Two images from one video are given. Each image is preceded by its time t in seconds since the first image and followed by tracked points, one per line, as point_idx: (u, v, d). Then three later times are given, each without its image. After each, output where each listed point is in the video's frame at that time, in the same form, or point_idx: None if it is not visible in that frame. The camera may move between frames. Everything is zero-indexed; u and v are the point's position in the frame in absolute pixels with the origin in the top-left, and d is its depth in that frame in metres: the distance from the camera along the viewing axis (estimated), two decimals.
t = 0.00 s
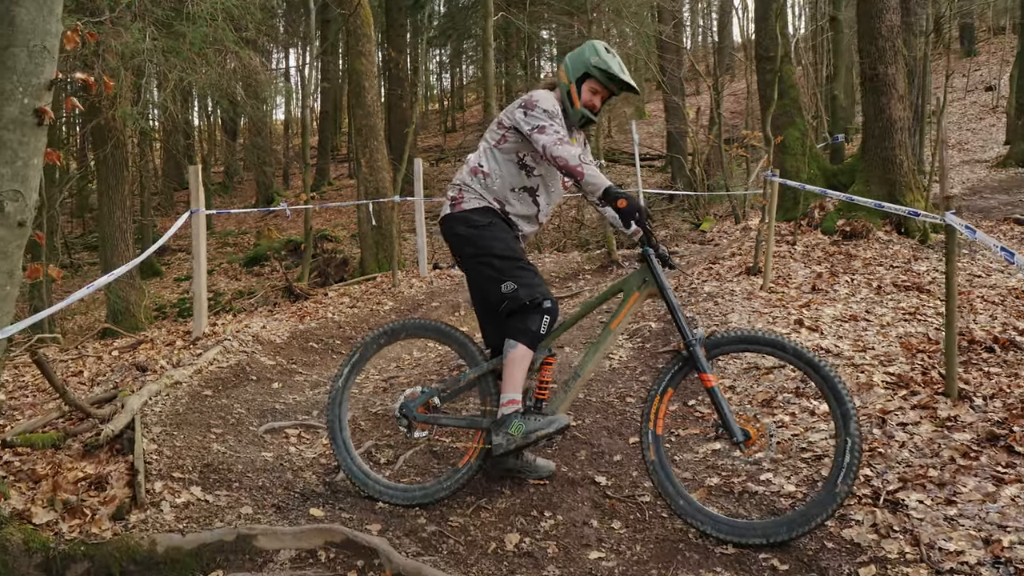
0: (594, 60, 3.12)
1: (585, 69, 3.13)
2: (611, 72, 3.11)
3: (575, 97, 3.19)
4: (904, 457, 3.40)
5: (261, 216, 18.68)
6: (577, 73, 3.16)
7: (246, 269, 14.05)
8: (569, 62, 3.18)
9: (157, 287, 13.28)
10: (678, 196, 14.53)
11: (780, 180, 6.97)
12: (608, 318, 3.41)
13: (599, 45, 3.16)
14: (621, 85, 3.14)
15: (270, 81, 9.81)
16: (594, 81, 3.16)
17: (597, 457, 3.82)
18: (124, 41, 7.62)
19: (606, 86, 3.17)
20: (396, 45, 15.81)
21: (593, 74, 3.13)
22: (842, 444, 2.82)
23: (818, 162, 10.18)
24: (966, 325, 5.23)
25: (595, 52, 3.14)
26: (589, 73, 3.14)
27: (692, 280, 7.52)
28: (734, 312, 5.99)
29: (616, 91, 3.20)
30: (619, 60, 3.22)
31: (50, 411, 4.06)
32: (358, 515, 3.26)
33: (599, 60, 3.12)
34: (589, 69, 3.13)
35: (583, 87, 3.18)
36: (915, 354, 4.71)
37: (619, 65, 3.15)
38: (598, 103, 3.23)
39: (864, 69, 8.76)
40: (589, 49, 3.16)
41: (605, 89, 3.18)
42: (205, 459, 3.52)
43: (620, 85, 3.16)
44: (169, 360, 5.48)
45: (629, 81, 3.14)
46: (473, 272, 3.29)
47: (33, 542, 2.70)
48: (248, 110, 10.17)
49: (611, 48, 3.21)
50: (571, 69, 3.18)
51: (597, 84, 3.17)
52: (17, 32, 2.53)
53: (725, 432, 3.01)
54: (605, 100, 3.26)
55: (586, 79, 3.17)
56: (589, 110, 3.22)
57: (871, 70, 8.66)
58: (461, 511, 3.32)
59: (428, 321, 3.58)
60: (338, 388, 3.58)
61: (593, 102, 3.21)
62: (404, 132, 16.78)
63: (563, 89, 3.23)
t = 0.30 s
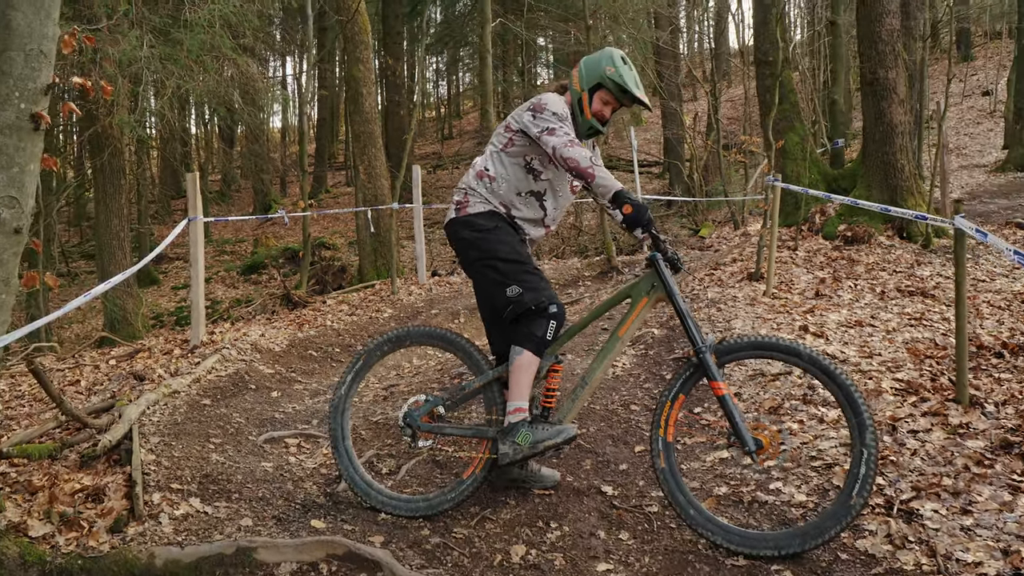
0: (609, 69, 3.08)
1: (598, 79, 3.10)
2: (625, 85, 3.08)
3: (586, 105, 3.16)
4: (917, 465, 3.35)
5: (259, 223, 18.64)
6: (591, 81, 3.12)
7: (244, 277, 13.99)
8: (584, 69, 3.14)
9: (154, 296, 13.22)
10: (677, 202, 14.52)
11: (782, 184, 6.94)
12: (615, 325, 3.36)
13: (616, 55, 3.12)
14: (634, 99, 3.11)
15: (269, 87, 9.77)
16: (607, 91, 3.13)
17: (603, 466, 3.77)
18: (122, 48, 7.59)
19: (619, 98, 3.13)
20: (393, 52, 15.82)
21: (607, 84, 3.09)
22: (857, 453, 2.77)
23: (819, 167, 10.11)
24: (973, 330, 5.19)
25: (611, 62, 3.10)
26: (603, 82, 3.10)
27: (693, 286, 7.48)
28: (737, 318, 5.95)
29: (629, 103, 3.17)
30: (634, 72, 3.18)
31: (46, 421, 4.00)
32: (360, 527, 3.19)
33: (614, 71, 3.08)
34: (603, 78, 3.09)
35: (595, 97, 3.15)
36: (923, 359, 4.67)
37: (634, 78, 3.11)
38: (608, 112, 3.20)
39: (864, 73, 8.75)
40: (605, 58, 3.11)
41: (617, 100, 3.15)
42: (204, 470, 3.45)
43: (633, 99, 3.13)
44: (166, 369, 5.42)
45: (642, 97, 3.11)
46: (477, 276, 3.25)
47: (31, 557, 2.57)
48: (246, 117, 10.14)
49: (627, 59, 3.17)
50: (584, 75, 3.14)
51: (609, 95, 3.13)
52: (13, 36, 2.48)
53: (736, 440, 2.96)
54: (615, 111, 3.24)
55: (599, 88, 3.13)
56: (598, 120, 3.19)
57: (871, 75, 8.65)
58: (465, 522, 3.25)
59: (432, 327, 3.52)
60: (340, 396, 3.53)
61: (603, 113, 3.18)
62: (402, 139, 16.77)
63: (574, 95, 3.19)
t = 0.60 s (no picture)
0: (625, 68, 3.06)
1: (615, 77, 3.07)
2: (642, 84, 3.04)
3: (602, 105, 3.12)
4: (930, 485, 3.29)
5: (266, 226, 18.66)
6: (607, 81, 3.09)
7: (250, 279, 14.00)
8: (599, 67, 3.11)
9: (159, 297, 13.23)
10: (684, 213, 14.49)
11: (793, 197, 6.89)
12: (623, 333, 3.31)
13: (632, 53, 3.09)
14: (650, 97, 3.08)
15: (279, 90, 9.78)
16: (623, 90, 3.09)
17: (609, 478, 3.72)
18: (132, 49, 7.61)
19: (635, 97, 3.10)
20: (402, 58, 15.85)
21: (623, 82, 3.06)
22: (870, 472, 2.72)
23: (829, 180, 10.10)
24: (986, 348, 5.13)
25: (627, 60, 3.07)
26: (619, 81, 3.07)
27: (701, 297, 7.43)
28: (745, 330, 5.89)
29: (646, 103, 3.13)
30: (651, 70, 3.15)
31: (47, 420, 3.97)
32: (361, 534, 3.15)
33: (631, 69, 3.05)
34: (620, 77, 3.06)
35: (611, 96, 3.12)
36: (935, 377, 4.60)
37: (651, 76, 3.08)
38: (624, 112, 3.17)
39: (877, 87, 8.71)
40: (621, 56, 3.09)
41: (634, 99, 3.12)
42: (205, 473, 3.41)
43: (650, 98, 3.09)
44: (169, 370, 5.39)
45: (660, 95, 3.07)
46: (487, 282, 3.22)
47: (29, 558, 2.49)
48: (254, 120, 10.15)
49: (644, 56, 3.14)
50: (600, 74, 3.11)
51: (626, 94, 3.10)
52: (21, 30, 2.46)
53: (746, 456, 2.91)
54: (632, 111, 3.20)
55: (615, 87, 3.10)
56: (615, 119, 3.16)
57: (884, 88, 8.60)
58: (468, 532, 3.21)
59: (437, 333, 3.48)
60: (342, 401, 3.48)
61: (619, 112, 3.14)
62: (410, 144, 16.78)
63: (590, 95, 3.16)
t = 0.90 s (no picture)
0: (644, 60, 3.01)
1: (633, 69, 3.02)
2: (661, 79, 2.99)
3: (618, 97, 3.07)
4: (937, 499, 3.22)
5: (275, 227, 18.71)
6: (624, 73, 3.04)
7: (259, 279, 14.03)
8: (617, 59, 3.06)
9: (168, 295, 13.29)
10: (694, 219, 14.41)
11: (803, 204, 6.82)
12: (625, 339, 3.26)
13: (652, 45, 3.05)
14: (669, 92, 3.03)
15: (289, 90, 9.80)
16: (640, 83, 3.04)
17: (609, 486, 3.67)
18: (142, 48, 7.65)
19: (653, 91, 3.05)
20: (415, 60, 15.88)
21: (641, 75, 3.01)
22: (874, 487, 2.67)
23: (841, 188, 10.01)
24: (997, 360, 5.04)
25: (646, 53, 3.03)
26: (636, 74, 3.02)
27: (708, 304, 7.37)
28: (752, 337, 5.83)
29: (663, 97, 3.08)
30: (670, 64, 3.10)
31: (47, 418, 3.96)
32: (356, 539, 3.12)
33: (649, 62, 3.01)
34: (638, 69, 3.01)
35: (628, 89, 3.06)
36: (944, 389, 4.52)
37: (672, 70, 3.03)
38: (640, 106, 3.11)
39: (891, 94, 8.62)
40: (640, 48, 3.04)
41: (651, 93, 3.06)
42: (201, 474, 3.39)
43: (668, 93, 3.04)
44: (172, 369, 5.39)
45: (678, 90, 3.03)
46: (500, 284, 3.15)
47: (19, 559, 2.53)
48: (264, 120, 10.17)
49: (664, 49, 3.10)
50: (618, 65, 3.06)
51: (643, 87, 3.05)
52: (18, 25, 2.47)
53: (747, 467, 2.86)
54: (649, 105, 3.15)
55: (632, 79, 3.05)
56: (630, 114, 3.10)
57: (898, 95, 8.51)
58: (465, 538, 3.17)
59: (435, 337, 3.45)
60: (339, 403, 3.46)
61: (635, 105, 3.09)
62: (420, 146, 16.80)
63: (605, 87, 3.10)
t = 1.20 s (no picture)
0: (637, 63, 2.94)
1: (628, 74, 2.95)
2: (657, 80, 2.93)
3: (614, 105, 3.01)
4: (942, 503, 3.14)
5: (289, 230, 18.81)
6: (619, 78, 2.98)
7: (272, 282, 14.10)
8: (610, 65, 3.00)
9: (182, 299, 13.38)
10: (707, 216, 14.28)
11: (813, 201, 6.70)
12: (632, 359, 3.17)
13: (645, 48, 2.98)
14: (667, 94, 2.96)
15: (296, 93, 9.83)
16: (637, 87, 2.97)
17: (609, 491, 3.61)
18: (148, 53, 7.70)
19: (650, 94, 2.98)
20: (425, 61, 15.88)
21: (636, 79, 2.94)
22: (878, 496, 2.60)
23: (853, 183, 9.86)
24: (1012, 358, 4.92)
25: (639, 55, 2.96)
26: (631, 78, 2.95)
27: (718, 303, 7.28)
28: (760, 337, 5.74)
29: (661, 99, 3.00)
30: (666, 64, 3.02)
31: (48, 425, 3.99)
32: (349, 547, 3.10)
33: (642, 64, 2.94)
34: (632, 73, 2.94)
35: (624, 95, 3.00)
36: (955, 389, 4.41)
37: (665, 71, 2.96)
38: (639, 111, 3.04)
39: (903, 87, 8.46)
40: (632, 52, 2.98)
41: (647, 96, 2.99)
42: (196, 482, 3.38)
43: (665, 94, 2.98)
44: (175, 375, 5.40)
45: (674, 90, 2.95)
46: (495, 306, 3.12)
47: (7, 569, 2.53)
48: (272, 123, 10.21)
49: (658, 51, 3.03)
50: (611, 73, 3.00)
51: (639, 91, 2.98)
52: (3, 34, 2.53)
53: (748, 476, 2.79)
54: (647, 109, 3.07)
55: (628, 85, 2.98)
56: (629, 119, 3.04)
57: (910, 88, 8.36)
58: (459, 547, 3.15)
59: (441, 344, 3.37)
60: (343, 404, 3.40)
61: (633, 110, 3.02)
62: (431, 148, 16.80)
63: (601, 95, 3.05)
